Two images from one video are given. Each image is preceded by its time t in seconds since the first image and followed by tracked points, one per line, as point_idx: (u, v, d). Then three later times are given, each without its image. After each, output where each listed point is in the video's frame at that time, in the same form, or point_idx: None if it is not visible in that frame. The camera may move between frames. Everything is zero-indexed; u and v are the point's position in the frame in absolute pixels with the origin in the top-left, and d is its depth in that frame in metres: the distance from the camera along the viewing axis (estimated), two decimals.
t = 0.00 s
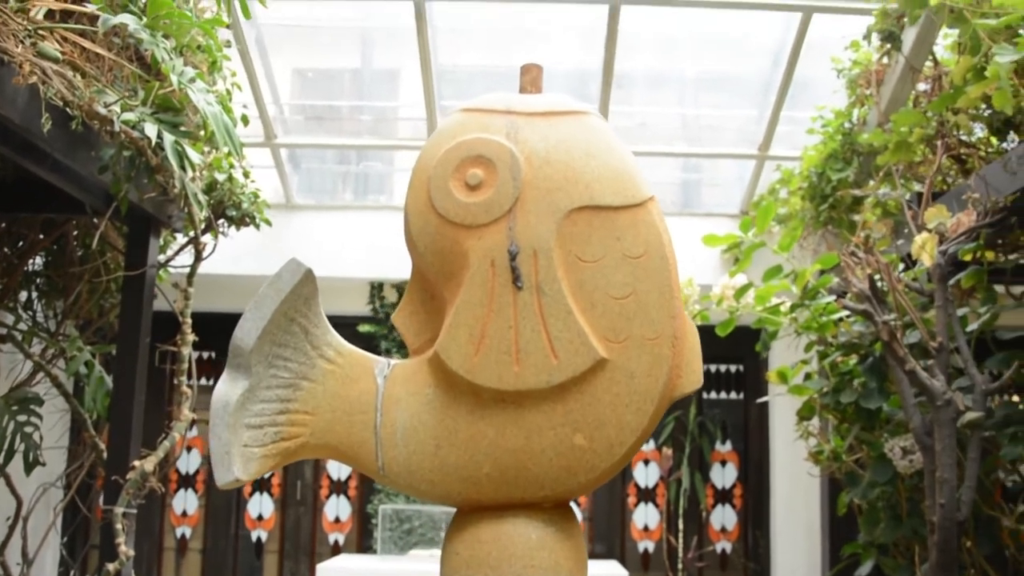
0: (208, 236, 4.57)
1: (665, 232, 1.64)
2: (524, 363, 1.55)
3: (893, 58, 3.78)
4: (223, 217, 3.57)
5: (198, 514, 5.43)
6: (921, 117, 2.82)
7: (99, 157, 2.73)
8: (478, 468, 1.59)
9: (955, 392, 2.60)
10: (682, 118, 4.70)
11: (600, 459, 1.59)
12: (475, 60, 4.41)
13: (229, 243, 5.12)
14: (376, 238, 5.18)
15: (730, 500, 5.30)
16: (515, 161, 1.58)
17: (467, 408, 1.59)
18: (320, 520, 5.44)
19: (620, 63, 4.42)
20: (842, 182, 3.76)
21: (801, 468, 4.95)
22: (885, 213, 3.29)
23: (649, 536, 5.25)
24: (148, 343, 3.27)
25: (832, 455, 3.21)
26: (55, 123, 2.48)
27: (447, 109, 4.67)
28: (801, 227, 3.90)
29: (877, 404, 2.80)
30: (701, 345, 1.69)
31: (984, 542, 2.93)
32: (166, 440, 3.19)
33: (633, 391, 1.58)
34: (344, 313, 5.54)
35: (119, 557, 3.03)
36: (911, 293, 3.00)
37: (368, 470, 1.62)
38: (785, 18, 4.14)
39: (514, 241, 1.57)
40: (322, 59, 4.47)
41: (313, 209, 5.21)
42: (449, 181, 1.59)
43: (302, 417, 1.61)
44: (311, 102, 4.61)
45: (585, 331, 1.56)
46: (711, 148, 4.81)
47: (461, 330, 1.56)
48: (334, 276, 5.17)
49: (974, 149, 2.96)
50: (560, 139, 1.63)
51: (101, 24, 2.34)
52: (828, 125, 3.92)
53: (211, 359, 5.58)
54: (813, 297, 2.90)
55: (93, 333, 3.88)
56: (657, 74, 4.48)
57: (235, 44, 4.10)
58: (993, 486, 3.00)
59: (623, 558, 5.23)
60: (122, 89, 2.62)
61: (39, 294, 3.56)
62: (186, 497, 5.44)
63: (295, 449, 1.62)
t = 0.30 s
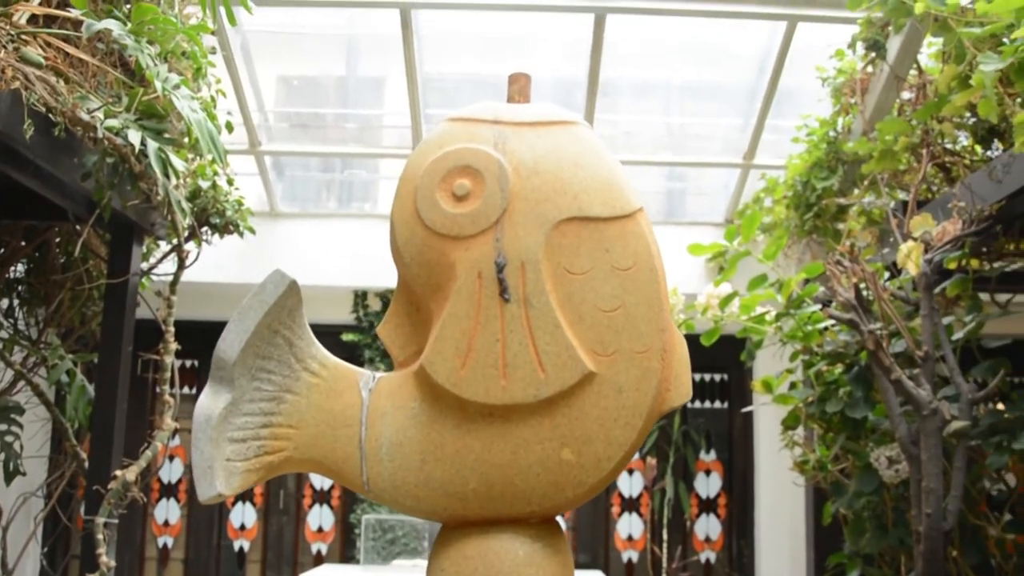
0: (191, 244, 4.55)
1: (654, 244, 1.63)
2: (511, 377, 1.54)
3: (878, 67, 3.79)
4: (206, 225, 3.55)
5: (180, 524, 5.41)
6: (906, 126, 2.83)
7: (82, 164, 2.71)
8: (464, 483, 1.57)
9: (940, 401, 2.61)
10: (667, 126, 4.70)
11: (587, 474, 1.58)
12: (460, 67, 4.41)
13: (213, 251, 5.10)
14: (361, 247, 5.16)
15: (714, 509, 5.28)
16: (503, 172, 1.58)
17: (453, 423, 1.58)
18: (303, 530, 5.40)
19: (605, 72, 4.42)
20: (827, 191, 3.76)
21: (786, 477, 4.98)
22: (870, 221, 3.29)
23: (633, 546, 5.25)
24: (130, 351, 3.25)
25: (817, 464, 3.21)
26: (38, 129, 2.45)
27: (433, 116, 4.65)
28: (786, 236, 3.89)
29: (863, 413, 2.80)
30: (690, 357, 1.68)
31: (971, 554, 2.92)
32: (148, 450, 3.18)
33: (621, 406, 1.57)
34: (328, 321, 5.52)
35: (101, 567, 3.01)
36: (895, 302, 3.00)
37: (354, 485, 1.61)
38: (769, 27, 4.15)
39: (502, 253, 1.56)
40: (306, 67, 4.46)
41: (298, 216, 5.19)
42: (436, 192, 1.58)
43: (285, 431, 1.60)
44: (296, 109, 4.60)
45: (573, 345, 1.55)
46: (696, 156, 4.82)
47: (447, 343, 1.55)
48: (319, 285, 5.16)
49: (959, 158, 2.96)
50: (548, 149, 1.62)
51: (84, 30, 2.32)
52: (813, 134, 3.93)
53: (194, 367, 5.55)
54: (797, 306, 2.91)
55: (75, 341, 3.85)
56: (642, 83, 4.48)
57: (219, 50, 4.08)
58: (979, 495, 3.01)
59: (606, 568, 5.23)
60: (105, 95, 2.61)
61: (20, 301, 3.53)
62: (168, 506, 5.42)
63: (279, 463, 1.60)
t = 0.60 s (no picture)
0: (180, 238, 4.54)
1: (647, 242, 1.63)
2: (505, 375, 1.54)
3: (869, 62, 3.80)
4: (196, 219, 3.53)
5: (169, 519, 5.38)
6: (896, 120, 2.83)
7: (71, 158, 2.70)
8: (457, 482, 1.57)
9: (930, 395, 2.62)
10: (657, 121, 4.70)
11: (581, 473, 1.58)
12: (450, 62, 4.40)
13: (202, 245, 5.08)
14: (351, 242, 5.15)
15: (703, 504, 5.30)
16: (496, 169, 1.57)
17: (446, 422, 1.57)
18: (293, 525, 5.40)
19: (596, 67, 4.42)
20: (817, 186, 3.75)
21: (776, 471, 5.01)
22: (860, 216, 3.30)
23: (622, 540, 5.25)
24: (119, 347, 3.24)
25: (807, 459, 3.21)
26: (26, 122, 2.44)
27: (423, 110, 4.64)
28: (777, 230, 3.88)
29: (853, 408, 2.81)
30: (683, 356, 1.68)
31: (960, 548, 2.93)
32: (138, 445, 3.17)
33: (614, 404, 1.57)
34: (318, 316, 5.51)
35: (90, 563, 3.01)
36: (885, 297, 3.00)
37: (346, 484, 1.60)
38: (760, 22, 4.15)
39: (495, 250, 1.55)
40: (296, 60, 4.44)
41: (287, 211, 5.18)
42: (429, 190, 1.58)
43: (277, 430, 1.59)
44: (285, 103, 4.58)
45: (567, 344, 1.55)
46: (686, 151, 4.81)
47: (440, 341, 1.55)
48: (309, 279, 5.15)
49: (949, 152, 2.97)
50: (541, 147, 1.62)
51: (72, 24, 2.32)
52: (803, 129, 3.92)
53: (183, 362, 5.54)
54: (788, 301, 2.90)
55: (64, 337, 3.83)
56: (633, 78, 4.48)
57: (208, 44, 4.07)
58: (969, 488, 3.03)
59: (596, 562, 5.23)
60: (94, 88, 2.59)
61: (8, 297, 3.49)
62: (157, 501, 5.39)
63: (271, 461, 1.60)
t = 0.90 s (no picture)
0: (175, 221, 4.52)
1: (646, 211, 1.62)
2: (501, 345, 1.54)
3: (865, 43, 3.79)
4: (189, 200, 3.52)
5: (164, 500, 5.39)
6: (892, 102, 2.85)
7: (63, 139, 2.66)
8: (452, 454, 1.57)
9: (925, 375, 2.63)
10: (651, 103, 4.68)
11: (578, 444, 1.58)
12: (445, 43, 4.38)
13: (196, 227, 5.07)
14: (345, 224, 5.14)
15: (698, 484, 5.31)
16: (492, 137, 1.56)
17: (441, 392, 1.57)
18: (287, 506, 5.41)
19: (591, 48, 4.40)
20: (812, 167, 3.74)
21: (771, 451, 4.97)
22: (855, 197, 3.29)
23: (616, 520, 5.26)
24: (113, 328, 3.24)
25: (802, 439, 3.21)
26: (17, 103, 2.41)
27: (417, 91, 4.62)
28: (772, 212, 3.84)
29: (848, 387, 2.81)
30: (682, 327, 1.68)
31: (954, 527, 2.94)
32: (132, 425, 3.17)
33: (612, 374, 1.57)
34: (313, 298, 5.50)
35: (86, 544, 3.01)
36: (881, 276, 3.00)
37: (341, 455, 1.60)
38: (755, 3, 4.13)
39: (491, 219, 1.55)
40: (290, 42, 4.42)
41: (281, 192, 5.16)
42: (424, 158, 1.57)
43: (271, 401, 1.59)
44: (279, 84, 4.56)
45: (564, 313, 1.55)
46: (681, 132, 4.80)
47: (435, 310, 1.55)
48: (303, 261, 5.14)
49: (945, 135, 2.94)
50: (539, 114, 1.61)
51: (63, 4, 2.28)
52: (798, 110, 3.92)
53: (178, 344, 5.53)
54: (783, 280, 2.91)
55: (59, 319, 3.82)
56: (628, 59, 4.46)
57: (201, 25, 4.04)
58: (963, 468, 3.03)
59: (590, 542, 5.24)
60: (87, 69, 2.58)
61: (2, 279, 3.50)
62: (152, 483, 5.40)
63: (265, 433, 1.59)
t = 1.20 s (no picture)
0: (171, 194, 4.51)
1: (646, 172, 1.62)
2: (500, 307, 1.54)
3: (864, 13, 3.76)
4: (186, 172, 3.50)
5: (163, 472, 5.40)
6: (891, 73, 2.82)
7: (58, 110, 2.66)
8: (451, 417, 1.58)
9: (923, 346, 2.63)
10: (649, 74, 4.66)
11: (577, 407, 1.58)
12: (442, 14, 4.35)
13: (192, 199, 5.06)
14: (342, 196, 5.13)
15: (695, 455, 5.33)
16: (492, 99, 1.56)
17: (440, 354, 1.57)
18: (285, 477, 5.42)
19: (589, 19, 4.38)
20: (811, 138, 3.72)
21: (767, 424, 4.92)
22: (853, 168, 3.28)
23: (614, 491, 5.28)
24: (111, 300, 3.24)
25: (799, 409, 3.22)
26: (11, 74, 2.41)
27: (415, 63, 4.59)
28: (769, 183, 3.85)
29: (845, 358, 2.81)
30: (682, 291, 1.68)
31: (950, 497, 2.95)
32: (131, 397, 3.19)
33: (612, 336, 1.57)
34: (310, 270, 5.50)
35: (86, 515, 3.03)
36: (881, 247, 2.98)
37: (339, 420, 1.60)
38: None
39: (491, 180, 1.55)
40: (286, 13, 4.39)
41: (277, 164, 5.14)
42: (423, 120, 1.57)
43: (269, 365, 1.58)
44: (275, 56, 4.53)
45: (563, 275, 1.55)
46: (679, 104, 4.78)
47: (434, 273, 1.54)
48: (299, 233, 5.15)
49: (945, 106, 2.94)
50: (539, 76, 1.60)
51: None
52: (797, 81, 3.90)
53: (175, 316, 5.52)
54: (781, 253, 2.91)
55: (56, 292, 3.82)
56: (626, 30, 4.44)
57: None
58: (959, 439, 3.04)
59: (588, 513, 5.25)
60: (81, 39, 2.57)
61: None
62: (151, 455, 5.41)
63: (263, 398, 1.59)
